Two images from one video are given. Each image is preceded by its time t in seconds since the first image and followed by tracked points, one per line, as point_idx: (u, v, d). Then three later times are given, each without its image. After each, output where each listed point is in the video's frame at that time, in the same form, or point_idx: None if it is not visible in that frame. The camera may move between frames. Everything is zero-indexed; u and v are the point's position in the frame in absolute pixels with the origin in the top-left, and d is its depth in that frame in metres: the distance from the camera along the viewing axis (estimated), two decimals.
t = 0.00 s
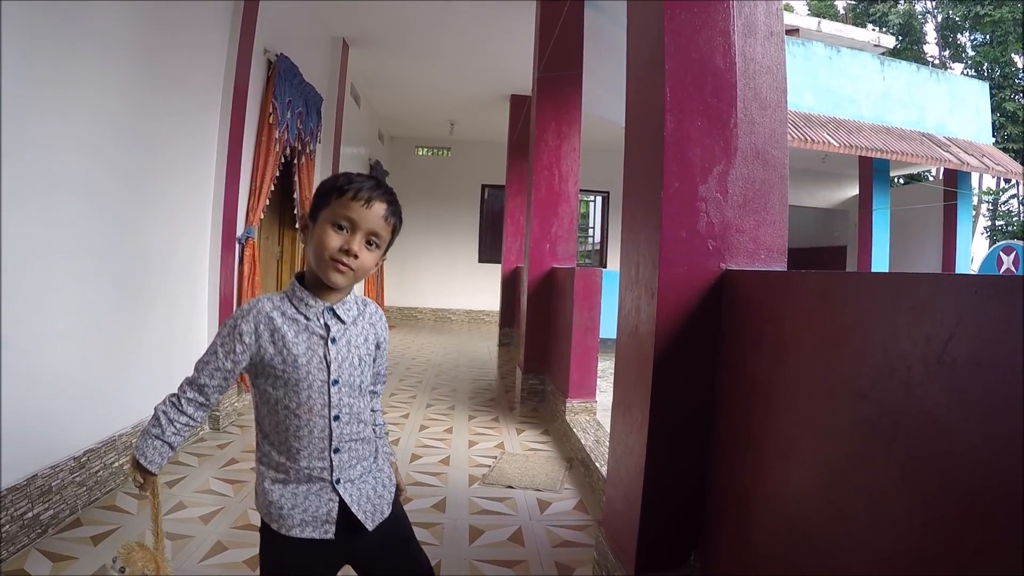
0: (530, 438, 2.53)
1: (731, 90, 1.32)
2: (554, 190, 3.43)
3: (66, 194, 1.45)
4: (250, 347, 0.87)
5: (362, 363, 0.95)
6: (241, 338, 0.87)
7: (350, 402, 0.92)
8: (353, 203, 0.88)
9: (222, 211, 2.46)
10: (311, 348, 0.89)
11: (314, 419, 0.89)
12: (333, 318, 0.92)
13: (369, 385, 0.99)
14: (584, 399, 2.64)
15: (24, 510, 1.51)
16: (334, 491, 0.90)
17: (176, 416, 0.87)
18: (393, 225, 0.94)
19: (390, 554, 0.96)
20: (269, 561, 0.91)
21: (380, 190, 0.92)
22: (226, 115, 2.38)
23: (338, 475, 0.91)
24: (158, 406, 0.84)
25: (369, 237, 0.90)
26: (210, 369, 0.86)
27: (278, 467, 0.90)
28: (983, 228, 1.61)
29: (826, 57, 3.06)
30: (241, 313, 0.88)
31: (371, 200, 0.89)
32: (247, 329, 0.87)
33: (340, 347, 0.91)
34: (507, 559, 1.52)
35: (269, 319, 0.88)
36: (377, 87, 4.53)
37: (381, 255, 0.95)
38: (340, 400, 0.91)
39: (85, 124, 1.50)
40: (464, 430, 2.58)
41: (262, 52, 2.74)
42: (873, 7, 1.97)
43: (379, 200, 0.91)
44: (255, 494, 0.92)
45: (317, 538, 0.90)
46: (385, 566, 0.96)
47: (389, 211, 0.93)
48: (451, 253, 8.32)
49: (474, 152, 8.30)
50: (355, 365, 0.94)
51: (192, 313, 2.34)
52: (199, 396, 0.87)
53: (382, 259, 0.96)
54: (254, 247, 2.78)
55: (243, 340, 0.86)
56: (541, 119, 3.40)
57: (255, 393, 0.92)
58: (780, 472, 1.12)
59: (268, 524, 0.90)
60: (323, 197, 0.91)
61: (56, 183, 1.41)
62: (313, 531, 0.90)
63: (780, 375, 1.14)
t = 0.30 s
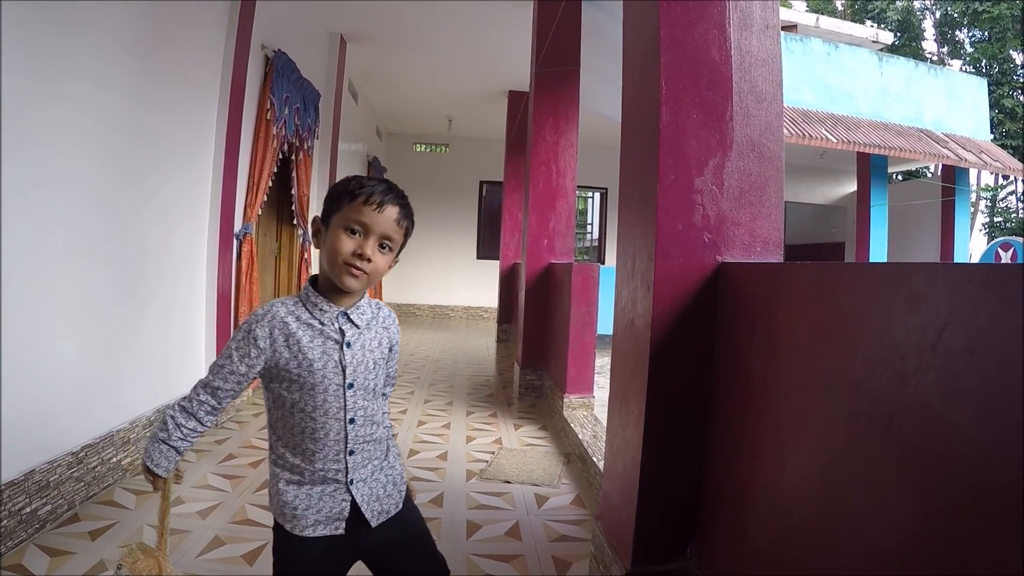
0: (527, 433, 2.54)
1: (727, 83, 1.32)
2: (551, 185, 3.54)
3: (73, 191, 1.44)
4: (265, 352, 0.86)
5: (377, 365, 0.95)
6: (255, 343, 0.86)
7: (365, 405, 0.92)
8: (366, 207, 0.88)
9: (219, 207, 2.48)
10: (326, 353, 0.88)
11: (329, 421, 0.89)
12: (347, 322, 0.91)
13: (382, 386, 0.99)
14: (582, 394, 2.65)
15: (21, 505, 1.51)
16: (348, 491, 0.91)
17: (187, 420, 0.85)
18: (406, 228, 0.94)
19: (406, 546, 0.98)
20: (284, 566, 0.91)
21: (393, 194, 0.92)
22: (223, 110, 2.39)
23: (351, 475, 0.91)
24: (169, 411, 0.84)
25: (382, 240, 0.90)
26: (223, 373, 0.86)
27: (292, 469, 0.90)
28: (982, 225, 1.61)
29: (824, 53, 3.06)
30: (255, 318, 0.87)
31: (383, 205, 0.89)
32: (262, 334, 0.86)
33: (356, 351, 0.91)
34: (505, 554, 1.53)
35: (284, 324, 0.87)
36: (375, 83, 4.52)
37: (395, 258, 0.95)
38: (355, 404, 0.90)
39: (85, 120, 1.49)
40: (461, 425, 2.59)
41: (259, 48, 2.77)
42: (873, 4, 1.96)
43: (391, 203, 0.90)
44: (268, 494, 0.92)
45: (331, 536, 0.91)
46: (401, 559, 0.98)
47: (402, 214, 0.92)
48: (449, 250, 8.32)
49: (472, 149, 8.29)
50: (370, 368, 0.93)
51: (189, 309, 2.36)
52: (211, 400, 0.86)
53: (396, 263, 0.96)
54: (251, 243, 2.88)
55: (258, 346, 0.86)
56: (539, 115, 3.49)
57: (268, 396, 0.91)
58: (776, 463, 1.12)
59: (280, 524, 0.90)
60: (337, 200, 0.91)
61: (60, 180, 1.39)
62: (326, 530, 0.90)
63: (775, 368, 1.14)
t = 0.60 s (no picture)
0: (521, 436, 2.57)
1: (719, 83, 1.33)
2: (546, 187, 3.56)
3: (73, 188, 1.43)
4: (287, 335, 0.87)
5: (397, 346, 0.97)
6: (278, 326, 0.87)
7: (386, 385, 0.94)
8: (386, 190, 0.88)
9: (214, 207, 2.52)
10: (347, 334, 0.90)
11: (351, 402, 0.90)
12: (367, 303, 0.93)
13: (401, 368, 1.00)
14: (576, 396, 2.69)
15: (16, 506, 1.49)
16: (368, 474, 0.92)
17: (213, 411, 0.85)
18: (423, 212, 0.95)
19: (416, 540, 0.99)
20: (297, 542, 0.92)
21: (411, 177, 0.92)
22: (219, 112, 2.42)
23: (372, 458, 0.93)
24: (197, 403, 0.83)
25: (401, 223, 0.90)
26: (248, 358, 0.86)
27: (313, 452, 0.91)
28: (977, 229, 1.60)
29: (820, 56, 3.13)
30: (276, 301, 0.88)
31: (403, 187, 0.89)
32: (285, 316, 0.87)
33: (376, 332, 0.93)
34: (497, 555, 1.53)
35: (304, 306, 0.88)
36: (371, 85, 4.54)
37: (413, 241, 0.95)
38: (376, 384, 0.92)
39: (94, 119, 1.48)
40: (456, 427, 2.61)
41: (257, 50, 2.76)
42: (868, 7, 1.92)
43: (411, 186, 0.91)
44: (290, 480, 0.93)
45: (351, 520, 0.92)
46: (411, 553, 0.98)
47: (420, 198, 0.93)
48: (444, 252, 8.33)
49: (468, 152, 8.31)
50: (390, 349, 0.95)
51: (184, 309, 2.37)
52: (238, 388, 0.86)
53: (414, 247, 0.96)
54: (245, 244, 2.95)
55: (281, 328, 0.87)
56: (534, 117, 3.56)
57: (290, 380, 0.92)
58: (767, 462, 1.12)
59: (302, 506, 0.92)
60: (355, 183, 0.90)
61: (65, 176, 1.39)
62: (348, 514, 0.92)
63: (767, 367, 1.14)
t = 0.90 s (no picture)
0: (519, 435, 2.57)
1: (714, 82, 1.33)
2: (543, 187, 3.56)
3: (68, 184, 1.43)
4: (307, 315, 0.88)
5: (417, 326, 0.98)
6: (300, 306, 0.88)
7: (408, 364, 0.95)
8: (401, 167, 0.91)
9: (213, 209, 2.51)
10: (368, 312, 0.91)
11: (373, 381, 0.91)
12: (387, 283, 0.94)
13: (422, 349, 1.01)
14: (574, 395, 2.70)
15: (14, 505, 1.50)
16: (389, 454, 0.93)
17: (236, 397, 0.86)
18: (440, 187, 0.97)
19: (428, 536, 0.98)
20: (311, 518, 0.92)
21: (425, 154, 0.94)
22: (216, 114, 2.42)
23: (393, 438, 0.93)
24: (220, 390, 0.84)
25: (417, 200, 0.92)
26: (270, 341, 0.87)
27: (334, 431, 0.92)
28: (975, 229, 1.59)
29: (818, 55, 3.14)
30: (297, 283, 0.90)
31: (417, 164, 0.92)
32: (307, 296, 0.89)
33: (397, 311, 0.94)
34: (496, 554, 1.53)
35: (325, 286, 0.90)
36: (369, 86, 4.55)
37: (431, 218, 0.98)
38: (398, 363, 0.93)
39: (86, 114, 1.49)
40: (454, 426, 2.61)
41: (252, 49, 2.81)
42: (868, 7, 1.89)
43: (425, 163, 0.93)
44: (308, 459, 0.94)
45: (370, 499, 0.92)
46: (420, 548, 0.98)
47: (435, 174, 0.95)
48: (442, 253, 8.34)
49: (466, 152, 8.32)
50: (411, 329, 0.96)
51: (180, 309, 2.38)
52: (260, 372, 0.87)
53: (432, 223, 0.99)
54: (243, 245, 2.95)
55: (304, 308, 0.88)
56: (532, 117, 3.54)
57: (312, 361, 0.93)
58: (762, 460, 1.12)
59: (321, 486, 0.92)
60: (370, 164, 0.93)
61: (57, 171, 1.39)
62: (366, 492, 0.92)
63: (763, 364, 1.15)
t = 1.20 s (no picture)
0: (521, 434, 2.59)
1: (713, 81, 1.33)
2: (544, 186, 3.57)
3: (68, 180, 1.42)
4: (334, 309, 0.95)
5: (443, 320, 1.03)
6: (328, 300, 0.95)
7: (433, 357, 1.00)
8: (419, 160, 0.95)
9: (213, 211, 2.56)
10: (394, 306, 0.97)
11: (399, 373, 0.97)
12: (412, 276, 1.00)
13: (449, 342, 1.06)
14: (575, 395, 2.70)
15: (15, 505, 1.48)
16: (411, 446, 0.98)
17: (264, 392, 0.94)
18: (460, 176, 1.01)
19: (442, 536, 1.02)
20: (331, 504, 0.98)
21: (442, 144, 0.98)
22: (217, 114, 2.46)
23: (416, 431, 0.98)
24: (249, 386, 0.92)
25: (438, 192, 0.97)
26: (298, 336, 0.95)
27: (360, 422, 0.98)
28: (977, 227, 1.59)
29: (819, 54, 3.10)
30: (326, 278, 0.97)
31: (435, 155, 0.96)
32: (335, 291, 0.95)
33: (422, 304, 0.99)
34: (496, 553, 1.54)
35: (352, 281, 0.97)
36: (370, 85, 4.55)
37: (452, 208, 1.02)
38: (424, 356, 0.98)
39: (84, 112, 1.49)
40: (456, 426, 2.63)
41: (252, 49, 2.80)
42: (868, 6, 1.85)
43: (443, 154, 0.97)
44: (331, 449, 1.00)
45: (390, 489, 0.97)
46: (435, 547, 1.02)
47: (453, 164, 0.98)
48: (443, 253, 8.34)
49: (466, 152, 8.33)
50: (436, 322, 1.01)
51: (182, 309, 2.40)
52: (288, 367, 0.95)
53: (455, 213, 1.03)
54: (244, 245, 2.98)
55: (332, 302, 0.95)
56: (532, 117, 3.55)
57: (341, 353, 1.00)
58: (762, 461, 1.12)
59: (344, 476, 0.97)
60: (390, 159, 0.98)
61: (58, 169, 1.38)
62: (387, 483, 0.97)
63: (762, 363, 1.15)
